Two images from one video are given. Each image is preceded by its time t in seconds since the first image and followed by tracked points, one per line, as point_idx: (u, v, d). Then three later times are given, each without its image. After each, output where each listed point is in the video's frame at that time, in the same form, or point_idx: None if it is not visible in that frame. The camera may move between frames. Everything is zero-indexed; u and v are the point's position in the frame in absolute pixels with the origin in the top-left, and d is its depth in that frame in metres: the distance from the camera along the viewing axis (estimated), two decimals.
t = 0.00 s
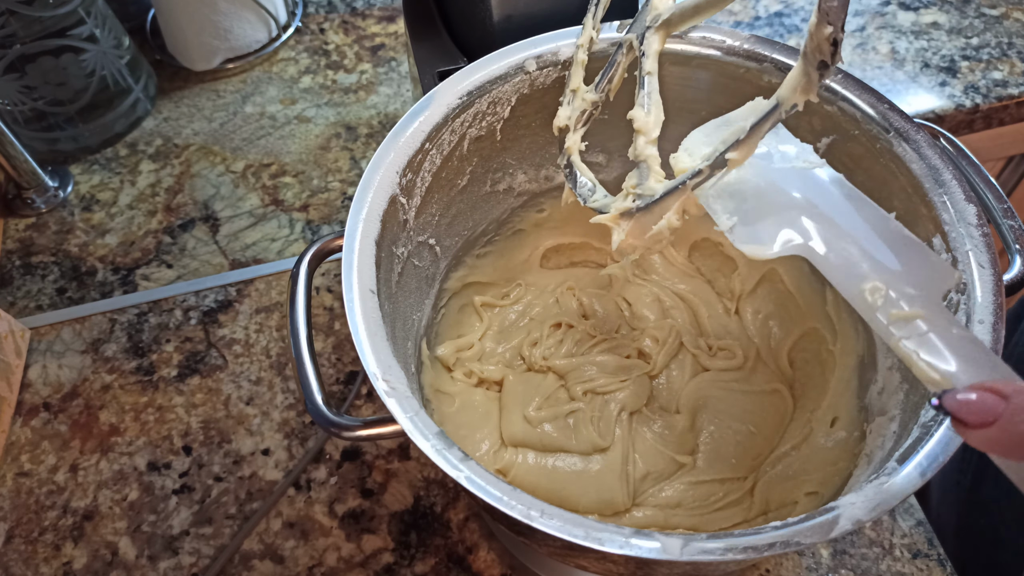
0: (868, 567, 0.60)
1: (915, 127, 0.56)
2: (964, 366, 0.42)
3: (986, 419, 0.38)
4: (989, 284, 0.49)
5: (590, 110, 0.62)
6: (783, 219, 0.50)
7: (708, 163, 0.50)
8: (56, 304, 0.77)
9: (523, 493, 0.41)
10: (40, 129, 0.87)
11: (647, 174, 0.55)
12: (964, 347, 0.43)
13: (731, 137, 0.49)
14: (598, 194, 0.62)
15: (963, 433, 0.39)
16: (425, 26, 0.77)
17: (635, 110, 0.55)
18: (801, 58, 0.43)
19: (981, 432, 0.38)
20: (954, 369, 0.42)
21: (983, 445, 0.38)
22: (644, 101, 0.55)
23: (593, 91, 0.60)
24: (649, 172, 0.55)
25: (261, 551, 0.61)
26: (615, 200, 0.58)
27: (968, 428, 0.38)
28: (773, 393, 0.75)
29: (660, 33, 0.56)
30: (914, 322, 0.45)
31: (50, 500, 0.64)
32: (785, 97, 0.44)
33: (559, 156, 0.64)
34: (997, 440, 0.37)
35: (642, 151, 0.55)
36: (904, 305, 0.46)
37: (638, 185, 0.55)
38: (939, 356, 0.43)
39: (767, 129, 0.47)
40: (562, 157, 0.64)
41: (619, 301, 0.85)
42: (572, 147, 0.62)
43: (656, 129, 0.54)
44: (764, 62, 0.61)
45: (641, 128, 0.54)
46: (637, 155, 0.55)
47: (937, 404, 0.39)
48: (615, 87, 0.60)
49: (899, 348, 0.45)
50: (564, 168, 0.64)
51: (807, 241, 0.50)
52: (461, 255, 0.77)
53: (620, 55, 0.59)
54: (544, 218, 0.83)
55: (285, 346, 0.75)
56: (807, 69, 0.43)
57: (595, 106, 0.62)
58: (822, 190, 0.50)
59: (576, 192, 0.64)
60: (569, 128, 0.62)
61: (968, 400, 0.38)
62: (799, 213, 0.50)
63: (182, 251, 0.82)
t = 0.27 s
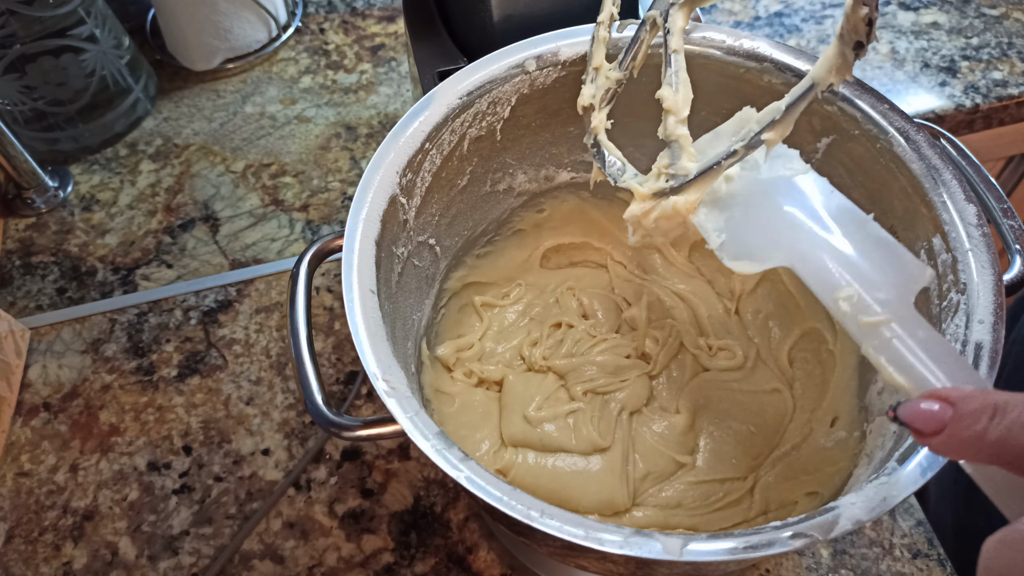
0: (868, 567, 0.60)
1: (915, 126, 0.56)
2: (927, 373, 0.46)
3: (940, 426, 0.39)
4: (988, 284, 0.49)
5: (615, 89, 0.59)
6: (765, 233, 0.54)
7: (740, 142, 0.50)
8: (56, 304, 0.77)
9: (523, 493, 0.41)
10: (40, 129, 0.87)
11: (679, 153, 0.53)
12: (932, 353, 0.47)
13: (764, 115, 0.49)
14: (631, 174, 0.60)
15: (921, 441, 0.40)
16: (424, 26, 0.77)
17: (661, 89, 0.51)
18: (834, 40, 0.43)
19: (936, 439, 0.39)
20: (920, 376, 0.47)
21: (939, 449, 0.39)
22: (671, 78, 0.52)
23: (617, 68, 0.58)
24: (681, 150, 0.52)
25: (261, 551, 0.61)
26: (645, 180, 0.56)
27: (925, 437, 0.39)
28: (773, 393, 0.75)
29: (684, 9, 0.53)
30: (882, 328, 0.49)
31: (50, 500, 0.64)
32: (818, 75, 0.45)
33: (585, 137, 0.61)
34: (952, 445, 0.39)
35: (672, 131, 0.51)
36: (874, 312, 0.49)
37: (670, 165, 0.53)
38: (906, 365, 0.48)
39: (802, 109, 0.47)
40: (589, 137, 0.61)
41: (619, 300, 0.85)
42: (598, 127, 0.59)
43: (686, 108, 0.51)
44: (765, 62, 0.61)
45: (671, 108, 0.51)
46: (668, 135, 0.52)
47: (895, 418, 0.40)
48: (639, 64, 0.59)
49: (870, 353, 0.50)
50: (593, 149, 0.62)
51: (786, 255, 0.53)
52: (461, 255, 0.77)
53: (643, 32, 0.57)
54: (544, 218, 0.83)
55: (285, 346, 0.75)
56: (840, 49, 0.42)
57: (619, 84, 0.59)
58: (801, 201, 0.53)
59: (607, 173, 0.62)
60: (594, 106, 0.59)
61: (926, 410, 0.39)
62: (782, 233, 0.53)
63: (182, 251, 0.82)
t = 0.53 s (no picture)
0: (868, 567, 0.60)
1: (915, 127, 0.56)
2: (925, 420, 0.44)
3: (953, 460, 0.38)
4: (988, 284, 0.49)
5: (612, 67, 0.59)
6: (749, 298, 0.55)
7: (748, 117, 0.49)
8: (56, 304, 0.77)
9: (523, 493, 0.41)
10: (40, 129, 0.87)
11: (679, 131, 0.53)
12: (929, 398, 0.45)
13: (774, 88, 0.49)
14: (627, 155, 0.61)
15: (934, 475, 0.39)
16: (424, 25, 0.77)
17: (662, 65, 0.51)
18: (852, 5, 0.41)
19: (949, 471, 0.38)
20: (918, 424, 0.45)
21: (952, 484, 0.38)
22: (672, 54, 0.52)
23: (612, 45, 0.58)
24: (681, 129, 0.53)
25: (261, 551, 0.61)
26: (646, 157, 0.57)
27: (939, 470, 0.39)
28: (773, 392, 0.75)
29: None
30: (878, 380, 0.47)
31: (50, 500, 0.64)
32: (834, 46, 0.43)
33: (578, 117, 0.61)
34: (966, 479, 0.38)
35: (671, 108, 0.51)
36: (869, 365, 0.48)
37: (669, 144, 0.54)
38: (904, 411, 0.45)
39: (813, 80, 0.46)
40: (580, 115, 0.62)
41: (620, 300, 0.85)
42: (591, 105, 0.59)
43: (687, 84, 0.51)
44: (765, 62, 0.61)
45: (671, 83, 0.51)
46: (667, 112, 0.52)
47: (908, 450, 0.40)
48: (638, 40, 0.57)
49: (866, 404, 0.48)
50: (585, 129, 0.63)
51: (770, 315, 0.54)
52: (461, 255, 0.77)
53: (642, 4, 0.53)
54: (544, 218, 0.83)
55: (285, 346, 0.75)
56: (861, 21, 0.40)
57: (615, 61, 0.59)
58: (783, 269, 0.55)
59: (598, 154, 0.62)
60: (589, 85, 0.59)
61: (940, 444, 0.39)
62: (763, 301, 0.55)
63: (182, 251, 0.82)
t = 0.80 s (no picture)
0: (868, 567, 0.60)
1: (915, 127, 0.56)
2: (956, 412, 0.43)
3: (999, 446, 0.38)
4: (988, 284, 0.49)
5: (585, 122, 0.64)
6: (785, 310, 0.57)
7: (741, 194, 0.55)
8: (56, 304, 0.77)
9: (523, 493, 0.41)
10: (40, 129, 0.87)
11: (665, 198, 0.60)
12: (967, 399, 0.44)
13: (769, 164, 0.53)
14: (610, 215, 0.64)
15: (979, 463, 0.39)
16: (424, 25, 0.77)
17: (646, 129, 0.58)
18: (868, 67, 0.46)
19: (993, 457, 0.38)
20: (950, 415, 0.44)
21: (996, 471, 0.37)
22: (655, 119, 0.58)
23: (586, 102, 0.64)
24: (668, 196, 0.60)
25: (260, 551, 0.61)
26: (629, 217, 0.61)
27: (985, 456, 0.38)
28: (774, 393, 0.75)
29: (667, 45, 0.58)
30: (916, 382, 0.47)
31: (50, 500, 0.64)
32: (834, 130, 0.50)
33: (554, 172, 0.65)
34: (1010, 464, 0.37)
35: (658, 175, 0.59)
36: (909, 369, 0.48)
37: (657, 213, 0.60)
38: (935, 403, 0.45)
39: (807, 164, 0.52)
40: (558, 173, 0.66)
41: (620, 300, 0.85)
42: (568, 162, 0.64)
43: (672, 150, 0.58)
44: (764, 62, 0.61)
45: (657, 149, 0.58)
46: (654, 177, 0.60)
47: (956, 438, 0.41)
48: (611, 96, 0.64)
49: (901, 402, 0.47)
50: (563, 186, 0.66)
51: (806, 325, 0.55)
52: (461, 255, 0.77)
53: (620, 63, 0.61)
54: (544, 218, 0.83)
55: (285, 346, 0.75)
56: (862, 105, 0.48)
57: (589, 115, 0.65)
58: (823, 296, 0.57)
59: (581, 215, 0.65)
60: (563, 141, 0.63)
61: (987, 434, 0.39)
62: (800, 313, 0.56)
63: (182, 250, 0.82)
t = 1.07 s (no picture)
0: (868, 567, 0.60)
1: (915, 127, 0.56)
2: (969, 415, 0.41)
3: (1013, 446, 0.36)
4: (988, 284, 0.49)
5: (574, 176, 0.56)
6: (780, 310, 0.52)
7: (752, 252, 0.50)
8: (56, 304, 0.77)
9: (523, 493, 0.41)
10: (40, 129, 0.87)
11: (671, 256, 0.50)
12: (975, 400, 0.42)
13: (774, 224, 0.48)
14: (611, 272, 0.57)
15: (989, 463, 0.37)
16: (425, 25, 0.77)
17: (640, 188, 0.48)
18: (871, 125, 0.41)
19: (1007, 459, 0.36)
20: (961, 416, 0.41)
21: (1010, 473, 0.36)
22: (648, 175, 0.48)
23: (572, 155, 0.54)
24: (674, 254, 0.50)
25: (261, 551, 0.61)
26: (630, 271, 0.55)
27: (997, 457, 0.37)
28: (774, 393, 0.75)
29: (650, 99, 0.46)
30: (924, 383, 0.44)
31: (50, 500, 0.64)
32: (838, 195, 0.44)
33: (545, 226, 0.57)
34: None
35: (661, 234, 0.50)
36: (913, 369, 0.45)
37: (665, 268, 0.51)
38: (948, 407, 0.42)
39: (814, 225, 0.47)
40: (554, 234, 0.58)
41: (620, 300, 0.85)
42: (561, 218, 0.56)
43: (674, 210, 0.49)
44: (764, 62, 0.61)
45: (658, 210, 0.48)
46: (656, 237, 0.50)
47: (965, 438, 0.39)
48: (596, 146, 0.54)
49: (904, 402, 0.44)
50: (557, 241, 0.59)
51: (805, 318, 0.51)
52: (461, 255, 0.77)
53: (600, 116, 0.50)
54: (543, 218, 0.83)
55: (285, 346, 0.75)
56: (867, 172, 0.43)
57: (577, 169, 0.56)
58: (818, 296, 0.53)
59: (584, 272, 0.59)
60: (552, 196, 0.56)
61: (999, 431, 0.37)
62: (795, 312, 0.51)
63: (182, 251, 0.82)
